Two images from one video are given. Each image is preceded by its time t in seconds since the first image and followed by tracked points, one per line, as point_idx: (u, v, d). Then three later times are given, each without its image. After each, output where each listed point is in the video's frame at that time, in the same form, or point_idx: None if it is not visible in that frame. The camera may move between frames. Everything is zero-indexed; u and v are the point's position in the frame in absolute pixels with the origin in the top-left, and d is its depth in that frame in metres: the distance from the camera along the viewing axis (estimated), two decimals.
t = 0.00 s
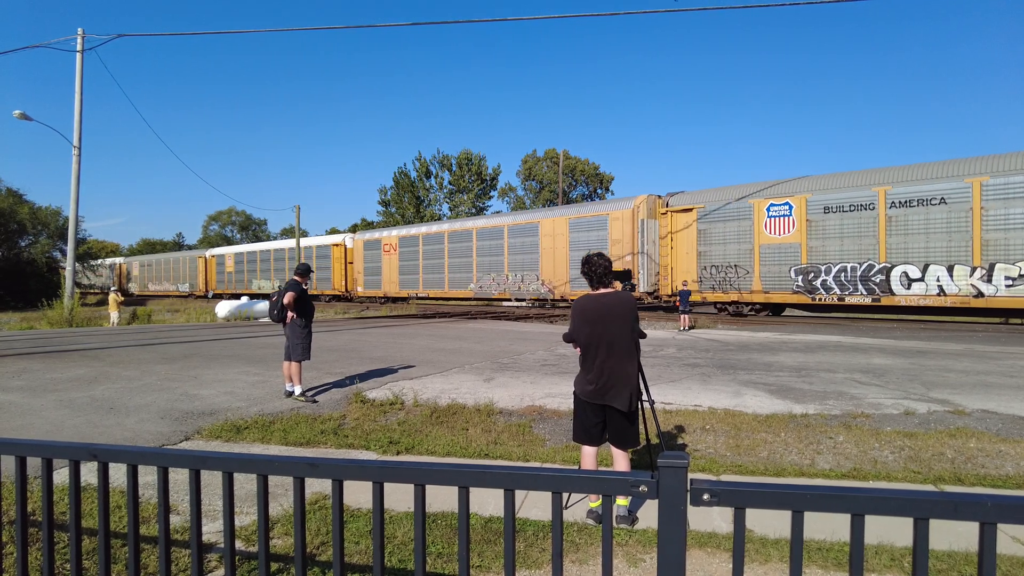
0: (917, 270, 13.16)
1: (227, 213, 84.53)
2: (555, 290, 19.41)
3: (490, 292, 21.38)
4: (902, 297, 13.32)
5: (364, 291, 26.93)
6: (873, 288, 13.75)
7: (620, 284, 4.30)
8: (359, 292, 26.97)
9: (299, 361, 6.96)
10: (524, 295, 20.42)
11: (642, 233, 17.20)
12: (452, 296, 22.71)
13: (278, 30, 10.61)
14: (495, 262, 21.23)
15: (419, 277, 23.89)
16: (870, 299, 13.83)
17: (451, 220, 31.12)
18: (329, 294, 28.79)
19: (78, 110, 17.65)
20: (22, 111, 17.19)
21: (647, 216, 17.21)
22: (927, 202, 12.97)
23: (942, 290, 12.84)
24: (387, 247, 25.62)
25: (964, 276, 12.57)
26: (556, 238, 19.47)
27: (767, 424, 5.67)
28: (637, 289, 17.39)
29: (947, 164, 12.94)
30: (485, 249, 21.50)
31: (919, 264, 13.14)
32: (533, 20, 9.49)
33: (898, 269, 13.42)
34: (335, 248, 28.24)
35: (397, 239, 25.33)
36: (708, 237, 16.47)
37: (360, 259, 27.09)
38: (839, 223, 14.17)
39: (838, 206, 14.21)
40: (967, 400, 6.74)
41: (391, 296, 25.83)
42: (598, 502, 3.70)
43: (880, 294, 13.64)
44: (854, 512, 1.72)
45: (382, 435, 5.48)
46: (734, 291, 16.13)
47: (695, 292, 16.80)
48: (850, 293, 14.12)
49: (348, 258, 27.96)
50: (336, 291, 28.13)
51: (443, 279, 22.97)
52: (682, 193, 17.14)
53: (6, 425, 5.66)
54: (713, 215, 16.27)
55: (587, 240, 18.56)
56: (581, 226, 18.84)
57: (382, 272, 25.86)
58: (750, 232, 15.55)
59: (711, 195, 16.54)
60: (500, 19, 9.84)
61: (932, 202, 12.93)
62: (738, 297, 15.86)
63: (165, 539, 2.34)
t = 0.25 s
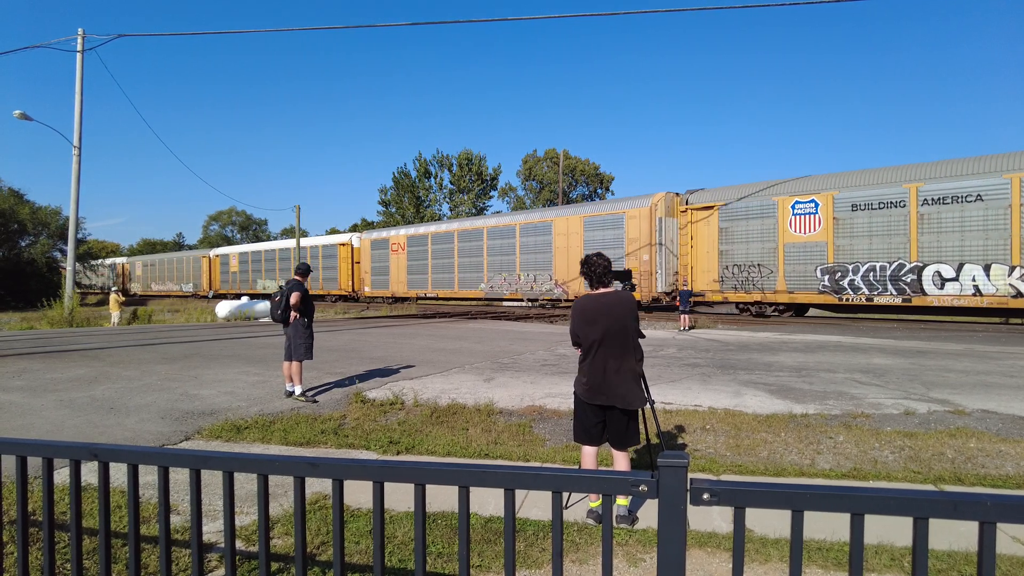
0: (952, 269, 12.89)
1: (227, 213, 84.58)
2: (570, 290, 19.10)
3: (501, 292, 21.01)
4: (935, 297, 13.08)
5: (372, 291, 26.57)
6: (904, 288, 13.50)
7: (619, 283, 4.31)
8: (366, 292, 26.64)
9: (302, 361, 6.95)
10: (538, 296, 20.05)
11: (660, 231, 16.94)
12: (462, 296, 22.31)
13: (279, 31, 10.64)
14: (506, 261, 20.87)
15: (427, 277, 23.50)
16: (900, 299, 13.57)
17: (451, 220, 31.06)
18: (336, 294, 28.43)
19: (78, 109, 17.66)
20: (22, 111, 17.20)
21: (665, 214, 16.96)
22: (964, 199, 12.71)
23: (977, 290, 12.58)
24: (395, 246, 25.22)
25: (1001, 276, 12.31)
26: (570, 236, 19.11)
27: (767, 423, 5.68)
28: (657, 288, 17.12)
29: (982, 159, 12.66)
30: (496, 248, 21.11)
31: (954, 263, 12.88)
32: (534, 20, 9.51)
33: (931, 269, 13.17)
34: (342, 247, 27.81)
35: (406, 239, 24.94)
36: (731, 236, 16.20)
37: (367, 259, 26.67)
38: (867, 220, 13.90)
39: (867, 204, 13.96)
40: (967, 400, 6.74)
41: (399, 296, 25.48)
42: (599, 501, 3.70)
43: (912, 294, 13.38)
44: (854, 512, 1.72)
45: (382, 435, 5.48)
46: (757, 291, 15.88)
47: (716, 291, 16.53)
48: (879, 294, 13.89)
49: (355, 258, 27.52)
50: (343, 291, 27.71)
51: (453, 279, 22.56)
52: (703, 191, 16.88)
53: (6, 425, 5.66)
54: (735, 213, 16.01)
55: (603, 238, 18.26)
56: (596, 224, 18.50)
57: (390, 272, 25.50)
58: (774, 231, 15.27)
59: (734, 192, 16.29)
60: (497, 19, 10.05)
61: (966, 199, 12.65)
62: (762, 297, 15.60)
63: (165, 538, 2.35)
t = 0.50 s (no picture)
0: (988, 269, 12.56)
1: (228, 213, 84.60)
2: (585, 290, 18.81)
3: (513, 293, 20.62)
4: (969, 298, 12.77)
5: (379, 291, 26.25)
6: (937, 288, 13.17)
7: (618, 283, 4.32)
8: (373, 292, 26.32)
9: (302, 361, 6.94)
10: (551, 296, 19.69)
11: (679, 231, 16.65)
12: (472, 296, 21.98)
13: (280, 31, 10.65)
14: (518, 261, 20.56)
15: (436, 277, 23.16)
16: (933, 300, 13.26)
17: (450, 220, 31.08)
18: (342, 295, 28.05)
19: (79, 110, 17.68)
20: (22, 111, 17.20)
21: (684, 213, 16.67)
22: (1000, 196, 12.36)
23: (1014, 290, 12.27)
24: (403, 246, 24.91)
25: None
26: (585, 235, 18.81)
27: (767, 423, 5.67)
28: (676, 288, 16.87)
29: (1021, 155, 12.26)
30: (507, 247, 20.80)
31: (990, 263, 12.55)
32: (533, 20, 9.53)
33: (965, 268, 12.86)
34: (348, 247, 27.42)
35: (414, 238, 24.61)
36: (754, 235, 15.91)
37: (374, 258, 26.25)
38: (897, 218, 13.59)
39: (897, 201, 13.62)
40: (967, 400, 6.74)
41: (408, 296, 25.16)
42: (598, 502, 3.70)
43: (946, 294, 13.06)
44: (851, 511, 1.72)
45: (382, 434, 5.48)
46: (781, 291, 15.60)
47: (738, 292, 16.26)
48: (910, 294, 13.59)
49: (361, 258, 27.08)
50: (350, 292, 27.34)
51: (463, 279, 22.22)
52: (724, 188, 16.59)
53: (6, 425, 5.66)
54: (758, 211, 15.72)
55: (619, 237, 17.98)
56: (613, 223, 18.17)
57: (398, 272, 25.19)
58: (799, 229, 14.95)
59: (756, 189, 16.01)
60: (497, 19, 10.12)
61: (1004, 197, 12.29)
62: (785, 298, 15.32)
63: (165, 538, 2.35)
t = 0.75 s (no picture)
0: None
1: (228, 213, 84.62)
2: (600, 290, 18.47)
3: (525, 293, 20.30)
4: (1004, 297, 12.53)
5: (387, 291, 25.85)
6: (972, 288, 12.91)
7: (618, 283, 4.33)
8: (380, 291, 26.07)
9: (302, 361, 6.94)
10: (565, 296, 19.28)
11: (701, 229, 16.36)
12: (484, 296, 21.57)
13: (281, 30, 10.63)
14: (531, 260, 20.18)
15: (446, 277, 22.76)
16: (968, 300, 13.00)
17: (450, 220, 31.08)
18: (349, 294, 27.55)
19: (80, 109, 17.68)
20: (23, 111, 17.21)
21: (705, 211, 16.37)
22: None
23: None
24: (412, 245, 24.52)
25: None
26: (600, 234, 18.44)
27: (767, 423, 5.68)
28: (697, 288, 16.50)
29: None
30: (519, 246, 20.43)
31: None
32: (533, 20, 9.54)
33: (1002, 268, 12.61)
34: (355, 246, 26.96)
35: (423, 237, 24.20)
36: (778, 233, 15.69)
37: (381, 258, 25.90)
38: (929, 216, 13.38)
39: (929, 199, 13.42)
40: (967, 400, 6.74)
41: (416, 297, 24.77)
42: (598, 501, 3.70)
43: (982, 294, 12.81)
44: (852, 511, 1.72)
45: (382, 434, 5.48)
46: (806, 291, 15.40)
47: (761, 291, 16.08)
48: (943, 294, 13.34)
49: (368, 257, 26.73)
50: (357, 292, 26.88)
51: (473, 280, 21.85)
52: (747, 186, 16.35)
53: (6, 425, 5.66)
54: (782, 209, 15.50)
55: (636, 236, 17.59)
56: (629, 221, 17.77)
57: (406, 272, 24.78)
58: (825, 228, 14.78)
59: (780, 187, 15.80)
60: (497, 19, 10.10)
61: None
62: (812, 298, 15.10)
63: (165, 538, 2.35)
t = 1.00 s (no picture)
0: None
1: (228, 213, 84.63)
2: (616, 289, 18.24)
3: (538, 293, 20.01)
4: None
5: (394, 290, 25.50)
6: (1011, 288, 12.56)
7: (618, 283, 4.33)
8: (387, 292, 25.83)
9: (301, 361, 6.94)
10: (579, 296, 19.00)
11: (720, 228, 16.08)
12: (496, 296, 21.25)
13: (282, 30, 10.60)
14: (538, 260, 19.97)
15: (456, 276, 22.41)
16: (1005, 300, 12.67)
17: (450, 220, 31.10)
18: (356, 294, 27.15)
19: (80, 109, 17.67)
20: (23, 111, 17.22)
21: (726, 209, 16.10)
22: None
23: None
24: (421, 245, 24.16)
25: None
26: (617, 233, 18.19)
27: (768, 423, 5.68)
28: (717, 288, 16.27)
29: None
30: (533, 246, 20.09)
31: None
32: (535, 20, 9.53)
33: None
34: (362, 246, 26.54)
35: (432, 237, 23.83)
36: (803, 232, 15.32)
37: (389, 258, 25.56)
38: (964, 214, 13.00)
39: (964, 196, 13.04)
40: (967, 400, 6.74)
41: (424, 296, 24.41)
42: (599, 501, 3.70)
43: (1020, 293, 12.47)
44: (853, 510, 1.72)
45: (383, 435, 5.48)
46: (833, 291, 15.02)
47: (786, 292, 15.71)
48: (979, 294, 13.00)
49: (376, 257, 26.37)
50: (364, 292, 26.49)
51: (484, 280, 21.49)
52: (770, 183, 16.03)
53: (7, 425, 5.66)
54: (807, 207, 15.16)
55: (654, 235, 17.34)
56: (646, 220, 17.53)
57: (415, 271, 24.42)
58: (853, 226, 14.37)
59: (804, 184, 15.45)
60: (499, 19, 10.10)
61: None
62: (839, 298, 14.72)
63: (166, 538, 2.35)
